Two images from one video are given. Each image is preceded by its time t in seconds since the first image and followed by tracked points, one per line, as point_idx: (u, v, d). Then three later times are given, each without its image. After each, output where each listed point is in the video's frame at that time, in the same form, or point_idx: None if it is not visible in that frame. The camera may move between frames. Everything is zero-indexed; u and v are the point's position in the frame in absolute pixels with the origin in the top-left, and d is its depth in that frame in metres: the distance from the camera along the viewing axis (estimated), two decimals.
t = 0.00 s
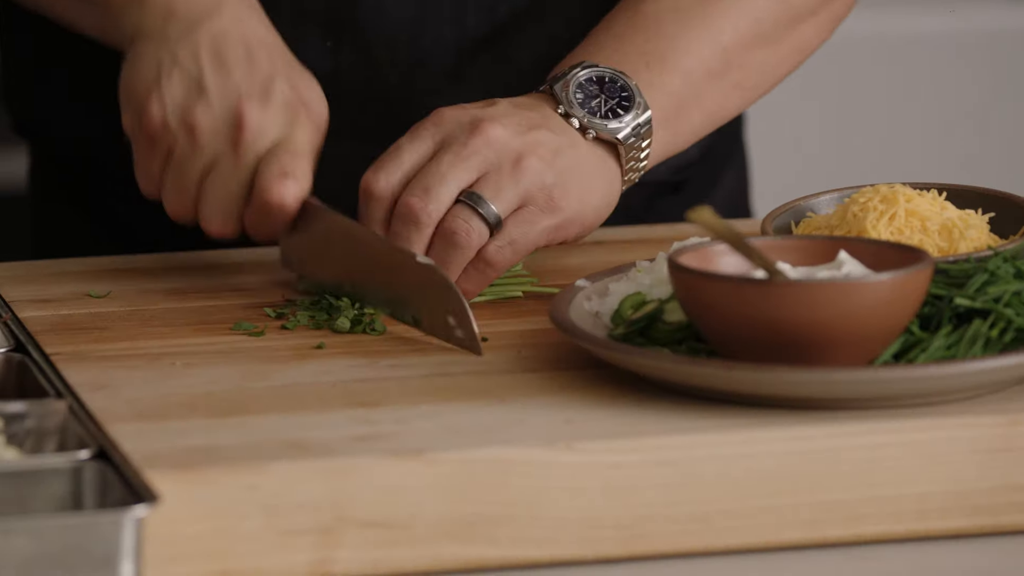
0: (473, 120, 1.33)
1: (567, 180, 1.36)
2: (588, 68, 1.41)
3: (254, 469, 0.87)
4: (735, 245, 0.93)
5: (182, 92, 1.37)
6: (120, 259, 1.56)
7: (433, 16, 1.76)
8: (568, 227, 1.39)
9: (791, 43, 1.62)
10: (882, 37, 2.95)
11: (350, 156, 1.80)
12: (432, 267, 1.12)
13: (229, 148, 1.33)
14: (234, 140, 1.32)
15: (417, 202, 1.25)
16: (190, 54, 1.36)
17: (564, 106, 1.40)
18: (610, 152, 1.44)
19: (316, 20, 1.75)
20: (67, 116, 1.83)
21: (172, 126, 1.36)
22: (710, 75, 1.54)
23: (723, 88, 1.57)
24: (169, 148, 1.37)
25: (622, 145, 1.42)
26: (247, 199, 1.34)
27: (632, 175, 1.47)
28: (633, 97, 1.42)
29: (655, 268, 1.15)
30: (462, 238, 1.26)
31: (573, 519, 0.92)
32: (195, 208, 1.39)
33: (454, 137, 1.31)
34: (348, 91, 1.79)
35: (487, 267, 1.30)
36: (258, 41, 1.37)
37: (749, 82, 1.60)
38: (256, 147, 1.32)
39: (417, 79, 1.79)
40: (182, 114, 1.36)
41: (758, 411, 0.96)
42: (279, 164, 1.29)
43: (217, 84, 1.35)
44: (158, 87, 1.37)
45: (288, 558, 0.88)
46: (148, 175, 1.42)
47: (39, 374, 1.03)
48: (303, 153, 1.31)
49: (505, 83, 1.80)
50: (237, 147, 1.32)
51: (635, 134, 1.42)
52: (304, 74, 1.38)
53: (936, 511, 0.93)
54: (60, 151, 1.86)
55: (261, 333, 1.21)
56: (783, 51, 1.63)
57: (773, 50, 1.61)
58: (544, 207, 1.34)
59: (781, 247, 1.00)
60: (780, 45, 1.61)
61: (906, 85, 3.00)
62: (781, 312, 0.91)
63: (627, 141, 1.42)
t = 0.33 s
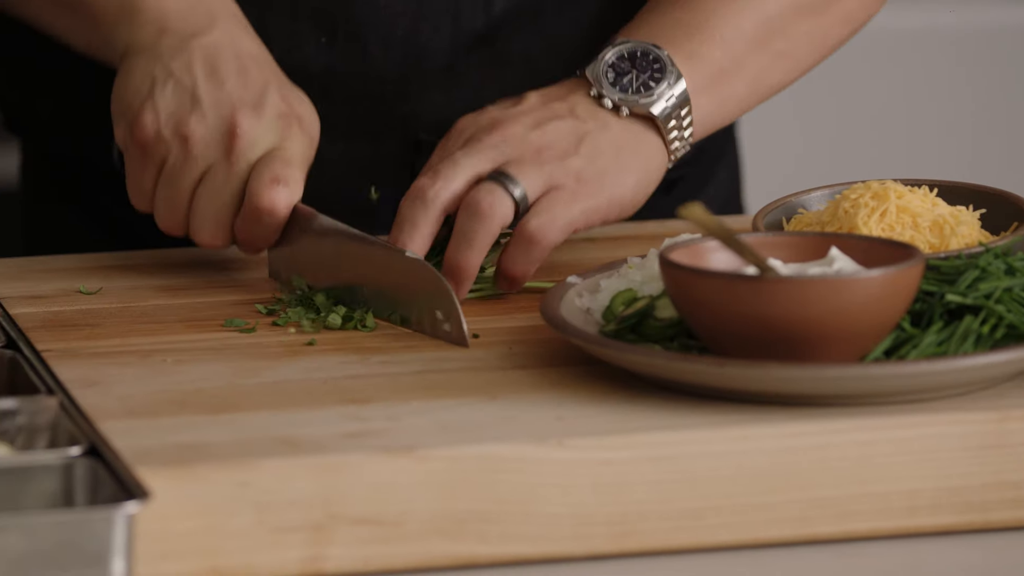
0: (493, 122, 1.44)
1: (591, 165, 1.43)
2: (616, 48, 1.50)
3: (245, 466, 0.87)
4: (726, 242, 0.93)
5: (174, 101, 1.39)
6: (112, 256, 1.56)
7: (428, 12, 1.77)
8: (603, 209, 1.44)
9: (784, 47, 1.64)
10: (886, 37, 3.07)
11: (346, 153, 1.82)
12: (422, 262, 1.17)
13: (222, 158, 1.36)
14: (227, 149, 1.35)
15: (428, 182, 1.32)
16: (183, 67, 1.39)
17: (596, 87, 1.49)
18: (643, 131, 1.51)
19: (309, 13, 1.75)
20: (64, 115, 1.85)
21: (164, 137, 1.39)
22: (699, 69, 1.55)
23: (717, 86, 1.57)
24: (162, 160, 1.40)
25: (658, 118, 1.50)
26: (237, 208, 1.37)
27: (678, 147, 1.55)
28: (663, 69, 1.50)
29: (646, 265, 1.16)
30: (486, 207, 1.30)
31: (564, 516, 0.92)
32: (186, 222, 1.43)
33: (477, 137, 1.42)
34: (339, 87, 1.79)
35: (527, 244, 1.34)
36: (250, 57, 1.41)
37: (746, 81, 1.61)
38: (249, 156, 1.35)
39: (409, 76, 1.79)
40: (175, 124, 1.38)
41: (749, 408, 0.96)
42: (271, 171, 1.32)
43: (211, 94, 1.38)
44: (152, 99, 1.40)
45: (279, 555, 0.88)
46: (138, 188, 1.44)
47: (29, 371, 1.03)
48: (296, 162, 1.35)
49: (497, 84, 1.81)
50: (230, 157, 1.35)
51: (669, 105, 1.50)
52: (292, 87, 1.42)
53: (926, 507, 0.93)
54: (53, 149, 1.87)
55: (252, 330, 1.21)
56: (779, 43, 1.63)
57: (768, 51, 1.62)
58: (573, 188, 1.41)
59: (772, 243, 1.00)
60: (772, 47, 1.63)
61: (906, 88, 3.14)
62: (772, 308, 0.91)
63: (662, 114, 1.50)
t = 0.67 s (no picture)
0: (489, 118, 1.45)
1: (582, 174, 1.43)
2: (609, 76, 1.54)
3: (234, 463, 0.86)
4: (714, 239, 0.94)
5: (158, 87, 1.39)
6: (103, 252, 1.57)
7: (429, 12, 1.76)
8: (587, 220, 1.44)
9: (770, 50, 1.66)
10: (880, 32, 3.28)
11: (337, 153, 1.83)
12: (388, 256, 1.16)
13: (204, 144, 1.36)
14: (210, 136, 1.35)
15: (421, 180, 1.33)
16: (166, 45, 1.39)
17: (588, 111, 1.52)
18: (632, 155, 1.53)
19: (310, 12, 1.75)
20: (61, 112, 1.87)
21: (148, 122, 1.40)
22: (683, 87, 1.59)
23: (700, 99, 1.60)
24: (147, 144, 1.42)
25: (647, 144, 1.52)
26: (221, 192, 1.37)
27: (666, 179, 1.57)
28: (656, 98, 1.52)
29: (635, 262, 1.17)
30: (471, 214, 1.31)
31: (552, 513, 0.91)
32: (173, 205, 1.44)
33: (470, 133, 1.42)
34: (338, 86, 1.79)
35: (502, 250, 1.34)
36: (235, 34, 1.39)
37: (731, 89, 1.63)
38: (230, 142, 1.35)
39: (409, 75, 1.79)
40: (158, 110, 1.39)
41: (737, 405, 0.96)
42: (250, 160, 1.32)
43: (192, 76, 1.38)
44: (135, 84, 1.40)
45: (267, 553, 0.88)
46: (128, 171, 1.46)
47: (16, 367, 1.03)
48: (277, 148, 1.33)
49: (497, 85, 1.82)
50: (213, 142, 1.35)
51: (659, 133, 1.52)
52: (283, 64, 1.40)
53: (914, 505, 0.94)
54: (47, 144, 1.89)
55: (240, 326, 1.21)
56: (764, 59, 1.66)
57: (755, 57, 1.64)
58: (561, 197, 1.41)
59: (760, 240, 1.00)
60: (761, 50, 1.64)
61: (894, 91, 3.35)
62: (760, 305, 0.91)
63: (652, 140, 1.52)
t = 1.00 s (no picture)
0: (487, 107, 1.43)
1: (580, 165, 1.43)
2: (609, 63, 1.52)
3: (222, 463, 0.86)
4: (703, 237, 0.93)
5: (143, 23, 1.28)
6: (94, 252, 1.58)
7: (426, 8, 1.78)
8: (583, 210, 1.46)
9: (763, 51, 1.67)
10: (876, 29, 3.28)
11: (336, 149, 1.87)
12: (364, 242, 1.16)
13: (188, 87, 1.26)
14: (195, 81, 1.25)
15: (421, 176, 1.32)
16: None
17: (588, 98, 1.51)
18: (632, 145, 1.52)
19: (306, 10, 1.78)
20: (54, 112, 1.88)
21: (130, 59, 1.29)
22: (683, 76, 1.59)
23: (699, 88, 1.60)
24: (128, 81, 1.33)
25: (647, 133, 1.52)
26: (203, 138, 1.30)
27: (664, 166, 1.57)
28: (656, 85, 1.52)
29: (624, 261, 1.17)
30: (471, 213, 1.31)
31: (541, 513, 0.91)
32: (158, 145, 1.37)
33: (470, 123, 1.40)
34: (332, 85, 1.83)
35: (500, 245, 1.35)
36: None
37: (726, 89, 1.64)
38: (213, 89, 1.25)
39: (408, 73, 1.83)
40: (141, 48, 1.28)
41: (726, 404, 0.96)
42: (233, 112, 1.24)
43: (178, 17, 1.26)
44: (121, 18, 1.30)
45: (255, 552, 0.88)
46: (109, 98, 1.37)
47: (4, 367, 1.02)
48: (262, 97, 1.24)
49: (495, 82, 1.85)
50: (195, 86, 1.25)
51: (659, 121, 1.52)
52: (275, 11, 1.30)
53: (904, 504, 0.93)
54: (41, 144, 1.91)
55: (228, 326, 1.21)
56: (761, 49, 1.66)
57: (751, 48, 1.64)
58: (558, 189, 1.41)
59: (747, 239, 1.01)
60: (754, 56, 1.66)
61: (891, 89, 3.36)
62: (749, 305, 0.91)
63: (652, 129, 1.52)
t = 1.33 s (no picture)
0: (480, 103, 1.42)
1: (574, 157, 1.43)
2: (601, 44, 1.52)
3: (208, 463, 0.86)
4: (689, 237, 0.93)
5: (154, 6, 1.33)
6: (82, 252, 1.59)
7: (403, 8, 1.83)
8: (580, 201, 1.46)
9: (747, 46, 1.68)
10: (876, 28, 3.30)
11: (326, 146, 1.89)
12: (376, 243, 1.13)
13: (196, 67, 1.30)
14: (201, 60, 1.29)
15: (417, 177, 1.32)
16: None
17: (579, 81, 1.51)
18: (622, 127, 1.52)
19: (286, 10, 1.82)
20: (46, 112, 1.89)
21: (139, 39, 1.34)
22: (675, 55, 1.58)
23: (691, 69, 1.60)
24: (136, 58, 1.36)
25: (639, 116, 1.51)
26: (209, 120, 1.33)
27: (656, 149, 1.57)
28: (647, 68, 1.51)
29: (610, 261, 1.17)
30: (471, 214, 1.30)
31: (528, 513, 0.91)
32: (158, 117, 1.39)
33: (461, 119, 1.40)
34: (313, 83, 1.86)
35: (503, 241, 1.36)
36: None
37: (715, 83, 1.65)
38: (222, 70, 1.30)
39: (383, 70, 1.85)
40: (150, 29, 1.33)
41: (712, 404, 0.96)
42: (241, 97, 1.25)
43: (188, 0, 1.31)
44: None
45: (241, 552, 0.88)
46: (114, 76, 1.41)
47: None
48: (268, 85, 1.28)
49: (473, 82, 1.87)
50: (204, 69, 1.30)
51: (652, 103, 1.51)
52: None
53: (890, 503, 0.93)
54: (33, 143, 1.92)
55: (215, 326, 1.22)
56: (754, 31, 1.66)
57: (746, 29, 1.64)
58: (555, 182, 1.41)
59: (733, 239, 1.01)
60: (740, 51, 1.66)
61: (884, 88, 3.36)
62: (734, 304, 0.91)
63: (644, 112, 1.51)
